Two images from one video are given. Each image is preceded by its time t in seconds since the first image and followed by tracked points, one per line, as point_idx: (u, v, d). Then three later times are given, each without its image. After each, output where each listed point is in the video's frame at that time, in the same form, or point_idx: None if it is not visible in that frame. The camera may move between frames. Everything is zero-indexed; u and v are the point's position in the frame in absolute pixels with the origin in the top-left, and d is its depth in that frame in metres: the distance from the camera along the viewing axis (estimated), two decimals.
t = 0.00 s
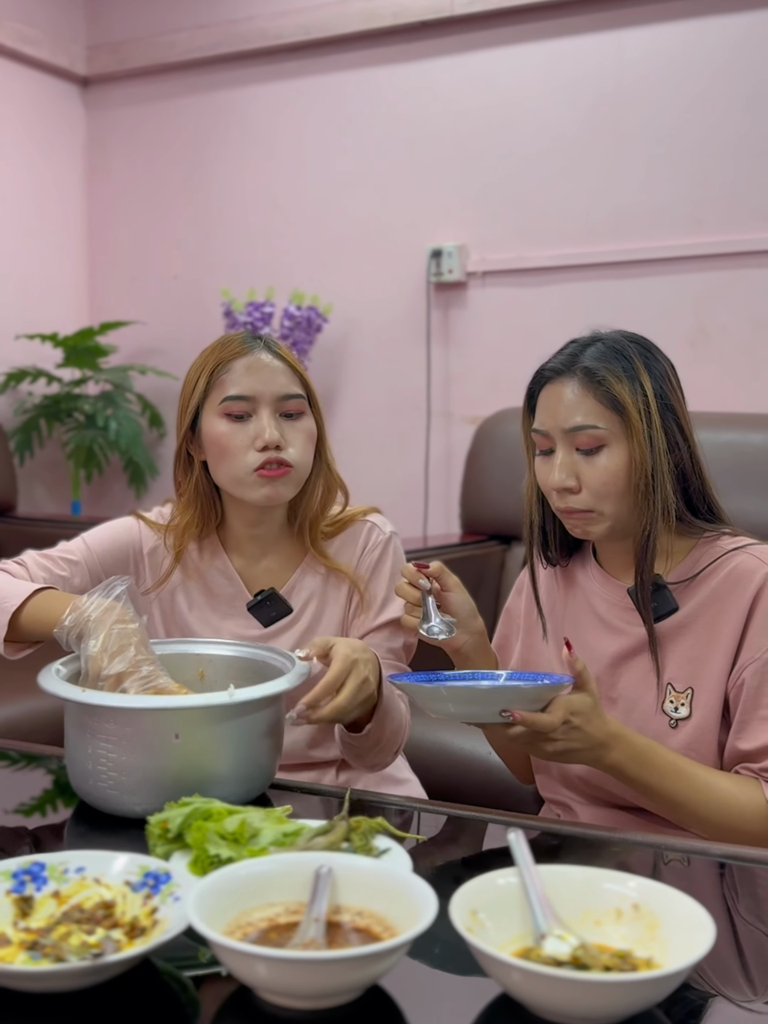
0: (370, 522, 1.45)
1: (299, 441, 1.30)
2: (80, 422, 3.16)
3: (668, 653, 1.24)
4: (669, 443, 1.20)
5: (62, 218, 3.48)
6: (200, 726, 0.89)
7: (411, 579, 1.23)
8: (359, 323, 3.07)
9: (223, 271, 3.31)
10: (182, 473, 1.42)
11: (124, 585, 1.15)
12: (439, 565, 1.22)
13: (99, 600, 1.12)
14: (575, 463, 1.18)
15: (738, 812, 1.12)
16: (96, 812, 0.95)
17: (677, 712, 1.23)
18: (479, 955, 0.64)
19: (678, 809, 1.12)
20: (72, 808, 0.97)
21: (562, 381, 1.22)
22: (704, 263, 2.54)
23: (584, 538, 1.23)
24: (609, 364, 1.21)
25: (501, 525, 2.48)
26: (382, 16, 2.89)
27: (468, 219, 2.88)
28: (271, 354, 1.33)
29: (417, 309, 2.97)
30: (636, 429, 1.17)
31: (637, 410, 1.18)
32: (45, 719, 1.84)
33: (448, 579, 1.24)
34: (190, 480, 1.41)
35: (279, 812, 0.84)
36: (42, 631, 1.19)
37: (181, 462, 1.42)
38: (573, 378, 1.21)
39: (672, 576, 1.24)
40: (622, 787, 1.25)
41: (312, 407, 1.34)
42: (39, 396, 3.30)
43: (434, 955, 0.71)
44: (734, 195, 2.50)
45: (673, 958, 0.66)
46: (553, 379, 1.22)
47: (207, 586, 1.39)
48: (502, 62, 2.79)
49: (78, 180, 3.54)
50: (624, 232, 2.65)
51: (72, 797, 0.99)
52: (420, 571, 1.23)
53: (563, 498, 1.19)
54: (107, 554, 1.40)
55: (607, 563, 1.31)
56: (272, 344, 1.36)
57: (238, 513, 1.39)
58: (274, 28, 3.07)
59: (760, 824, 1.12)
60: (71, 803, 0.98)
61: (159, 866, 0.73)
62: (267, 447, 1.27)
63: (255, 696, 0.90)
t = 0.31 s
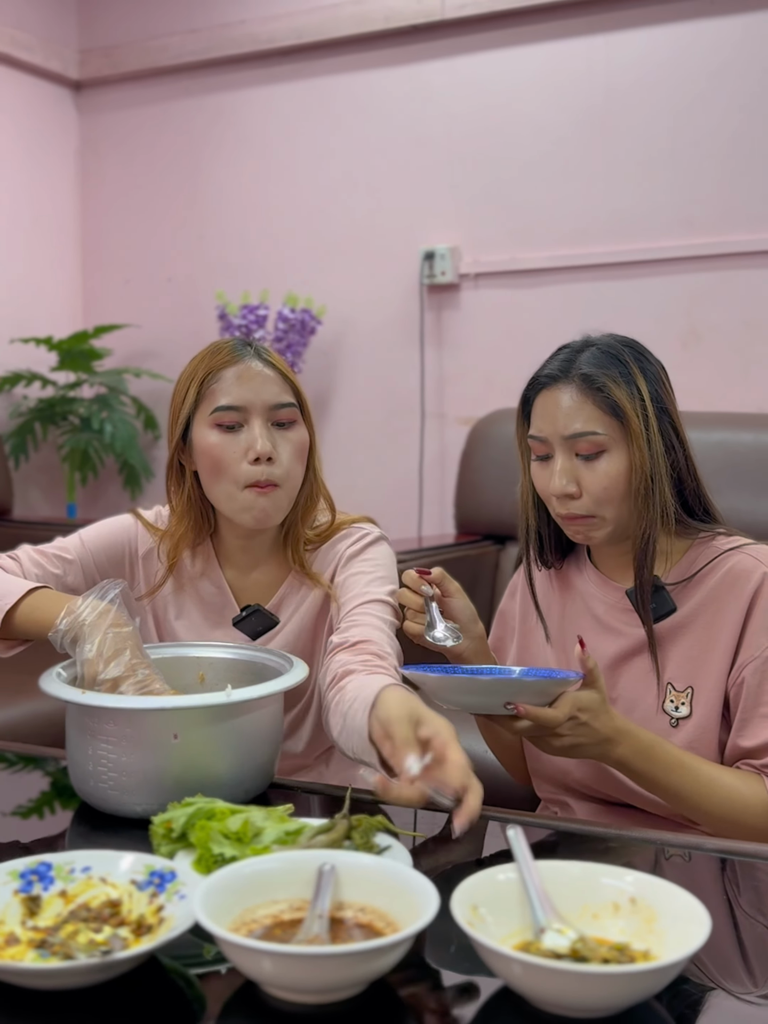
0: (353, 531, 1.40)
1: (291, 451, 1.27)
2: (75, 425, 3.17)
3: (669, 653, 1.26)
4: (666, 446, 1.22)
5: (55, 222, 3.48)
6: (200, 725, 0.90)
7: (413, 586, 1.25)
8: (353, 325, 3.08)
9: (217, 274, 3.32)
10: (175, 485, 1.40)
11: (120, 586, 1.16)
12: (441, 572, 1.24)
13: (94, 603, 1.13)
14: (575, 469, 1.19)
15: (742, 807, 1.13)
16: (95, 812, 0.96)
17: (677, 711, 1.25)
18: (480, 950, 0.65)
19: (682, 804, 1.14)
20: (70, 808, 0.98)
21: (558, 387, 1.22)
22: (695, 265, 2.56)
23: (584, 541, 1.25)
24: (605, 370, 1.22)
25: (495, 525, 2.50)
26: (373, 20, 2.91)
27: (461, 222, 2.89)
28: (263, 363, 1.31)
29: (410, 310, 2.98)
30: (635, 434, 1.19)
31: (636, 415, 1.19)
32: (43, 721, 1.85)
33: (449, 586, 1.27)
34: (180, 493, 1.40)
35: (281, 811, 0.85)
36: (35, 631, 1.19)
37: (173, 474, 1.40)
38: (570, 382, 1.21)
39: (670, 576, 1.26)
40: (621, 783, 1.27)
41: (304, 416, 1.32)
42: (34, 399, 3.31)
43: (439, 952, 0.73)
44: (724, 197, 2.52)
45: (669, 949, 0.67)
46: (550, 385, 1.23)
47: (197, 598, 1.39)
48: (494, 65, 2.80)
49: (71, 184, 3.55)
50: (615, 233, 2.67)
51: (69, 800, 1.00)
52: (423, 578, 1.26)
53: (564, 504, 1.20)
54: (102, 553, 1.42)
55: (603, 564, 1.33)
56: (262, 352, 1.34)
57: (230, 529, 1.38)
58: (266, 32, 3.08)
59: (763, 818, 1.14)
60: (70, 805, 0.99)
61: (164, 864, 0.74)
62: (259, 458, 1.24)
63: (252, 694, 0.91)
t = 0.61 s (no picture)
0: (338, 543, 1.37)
1: (282, 457, 1.27)
2: (69, 426, 3.17)
3: (664, 648, 1.27)
4: (658, 444, 1.23)
5: (47, 223, 3.49)
6: (196, 718, 0.91)
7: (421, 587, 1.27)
8: (345, 324, 3.09)
9: (209, 274, 3.33)
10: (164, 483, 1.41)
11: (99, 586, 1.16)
12: (450, 574, 1.26)
13: (78, 605, 1.12)
14: (569, 468, 1.20)
15: (739, 796, 1.15)
16: (94, 809, 0.96)
17: (673, 705, 1.26)
18: (478, 936, 0.66)
19: (679, 793, 1.15)
20: (66, 808, 0.97)
21: (550, 387, 1.23)
22: (685, 262, 2.58)
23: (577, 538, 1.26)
24: (597, 368, 1.23)
25: (488, 523, 2.51)
26: (363, 21, 2.92)
27: (452, 221, 2.90)
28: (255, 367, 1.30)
29: (402, 309, 2.99)
30: (628, 433, 1.20)
31: (629, 414, 1.20)
32: (39, 720, 1.85)
33: (457, 588, 1.28)
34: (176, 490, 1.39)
35: (280, 803, 0.86)
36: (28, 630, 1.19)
37: (161, 479, 1.40)
38: (562, 381, 1.22)
39: (663, 572, 1.27)
40: (617, 776, 1.28)
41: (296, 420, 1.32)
42: (27, 400, 3.32)
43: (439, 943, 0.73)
44: (713, 195, 2.54)
45: (664, 934, 0.68)
46: (543, 384, 1.24)
47: (186, 603, 1.40)
48: (483, 65, 2.81)
49: (63, 185, 3.55)
50: (605, 232, 2.69)
51: (65, 797, 1.00)
52: (431, 580, 1.27)
53: (557, 502, 1.21)
54: (93, 551, 1.43)
55: (595, 559, 1.34)
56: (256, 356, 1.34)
57: (218, 533, 1.37)
58: (256, 33, 3.09)
59: (760, 808, 1.15)
60: (66, 804, 0.99)
61: (166, 856, 0.75)
62: (251, 463, 1.24)
63: (247, 686, 0.92)
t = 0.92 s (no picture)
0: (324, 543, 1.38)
1: (265, 467, 1.24)
2: (61, 427, 3.17)
3: (659, 642, 1.28)
4: (653, 442, 1.24)
5: (38, 224, 3.48)
6: (192, 717, 0.92)
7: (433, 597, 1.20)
8: (337, 323, 3.10)
9: (200, 275, 3.33)
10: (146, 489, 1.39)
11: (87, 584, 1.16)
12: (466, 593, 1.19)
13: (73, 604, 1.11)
14: (566, 466, 1.20)
15: (738, 785, 1.16)
16: (91, 808, 0.97)
17: (669, 699, 1.27)
18: (475, 928, 0.67)
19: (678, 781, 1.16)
20: (61, 808, 0.98)
21: (547, 384, 1.23)
22: (675, 260, 2.59)
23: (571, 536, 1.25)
24: (595, 365, 1.23)
25: (481, 521, 2.52)
26: (353, 20, 2.92)
27: (442, 220, 2.91)
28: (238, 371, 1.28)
29: (394, 308, 3.00)
30: (625, 430, 1.20)
31: (626, 411, 1.20)
32: (34, 721, 1.85)
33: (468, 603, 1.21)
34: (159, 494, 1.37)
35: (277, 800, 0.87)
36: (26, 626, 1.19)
37: (144, 481, 1.38)
38: (558, 378, 1.22)
39: (659, 568, 1.28)
40: (611, 768, 1.29)
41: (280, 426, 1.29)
42: (19, 401, 3.31)
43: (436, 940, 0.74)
44: (702, 193, 2.55)
45: (659, 924, 0.69)
46: (538, 381, 1.24)
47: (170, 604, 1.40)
48: (473, 64, 2.82)
49: (53, 185, 3.55)
50: (595, 230, 2.70)
51: (61, 797, 1.01)
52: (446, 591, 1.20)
53: (554, 499, 1.21)
54: (77, 556, 1.43)
55: (591, 554, 1.35)
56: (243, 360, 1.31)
57: (203, 537, 1.37)
58: (245, 33, 3.09)
59: (757, 796, 1.16)
60: (61, 804, 0.99)
61: (164, 853, 0.75)
62: (230, 472, 1.21)
63: (243, 686, 0.92)
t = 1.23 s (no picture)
0: (319, 527, 1.41)
1: (251, 475, 1.23)
2: (54, 429, 3.17)
3: (657, 636, 1.29)
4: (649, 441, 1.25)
5: (30, 225, 3.48)
6: (189, 718, 0.92)
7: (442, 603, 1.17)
8: (330, 323, 3.10)
9: (193, 276, 3.33)
10: (141, 490, 1.39)
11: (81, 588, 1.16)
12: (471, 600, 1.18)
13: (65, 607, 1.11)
14: (563, 466, 1.20)
15: (737, 775, 1.16)
16: (88, 808, 0.97)
17: (666, 692, 1.27)
18: (472, 921, 0.67)
19: (677, 771, 1.17)
20: (57, 808, 0.98)
21: (542, 384, 1.23)
22: (667, 259, 2.60)
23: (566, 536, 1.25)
24: (591, 366, 1.24)
25: (475, 520, 2.53)
26: (344, 21, 2.93)
27: (434, 220, 2.92)
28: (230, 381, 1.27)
29: (387, 308, 3.00)
30: (622, 430, 1.21)
31: (622, 411, 1.21)
32: (30, 723, 1.85)
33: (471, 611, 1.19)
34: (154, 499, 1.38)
35: (275, 797, 0.87)
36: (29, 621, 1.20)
37: (140, 482, 1.38)
38: (552, 379, 1.23)
39: (657, 564, 1.29)
40: (608, 760, 1.30)
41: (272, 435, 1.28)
42: (13, 403, 3.31)
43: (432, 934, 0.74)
44: (693, 191, 2.56)
45: (653, 915, 0.70)
46: (533, 383, 1.25)
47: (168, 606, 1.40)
48: (464, 65, 2.83)
49: (45, 187, 3.55)
50: (587, 229, 2.71)
51: (58, 798, 1.01)
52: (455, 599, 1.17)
53: (550, 498, 1.21)
54: (68, 564, 1.42)
55: (587, 548, 1.35)
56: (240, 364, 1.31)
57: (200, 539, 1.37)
58: (237, 34, 3.10)
59: (755, 788, 1.17)
60: (58, 804, 0.99)
61: (163, 850, 0.76)
62: (218, 484, 1.20)
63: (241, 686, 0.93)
